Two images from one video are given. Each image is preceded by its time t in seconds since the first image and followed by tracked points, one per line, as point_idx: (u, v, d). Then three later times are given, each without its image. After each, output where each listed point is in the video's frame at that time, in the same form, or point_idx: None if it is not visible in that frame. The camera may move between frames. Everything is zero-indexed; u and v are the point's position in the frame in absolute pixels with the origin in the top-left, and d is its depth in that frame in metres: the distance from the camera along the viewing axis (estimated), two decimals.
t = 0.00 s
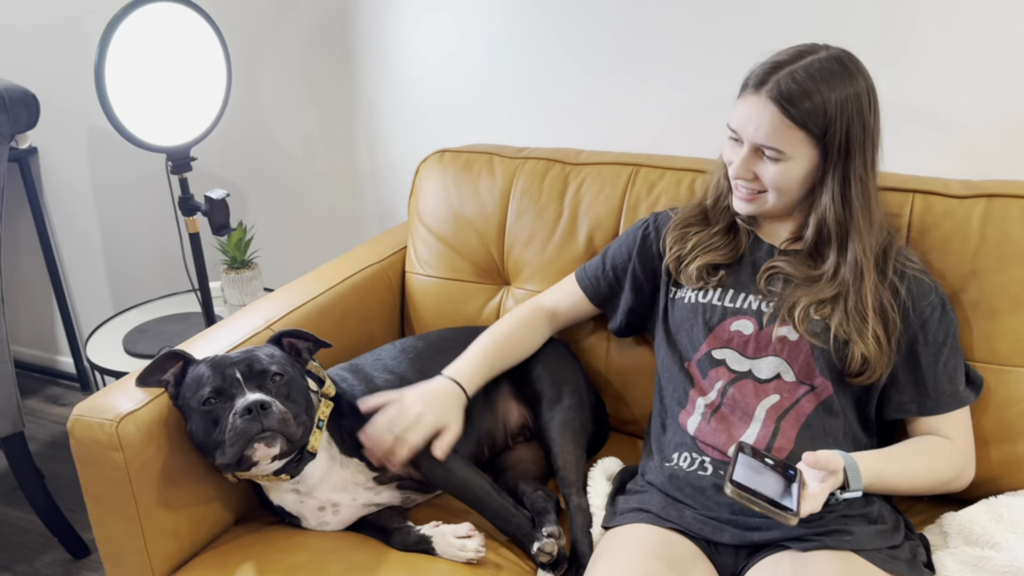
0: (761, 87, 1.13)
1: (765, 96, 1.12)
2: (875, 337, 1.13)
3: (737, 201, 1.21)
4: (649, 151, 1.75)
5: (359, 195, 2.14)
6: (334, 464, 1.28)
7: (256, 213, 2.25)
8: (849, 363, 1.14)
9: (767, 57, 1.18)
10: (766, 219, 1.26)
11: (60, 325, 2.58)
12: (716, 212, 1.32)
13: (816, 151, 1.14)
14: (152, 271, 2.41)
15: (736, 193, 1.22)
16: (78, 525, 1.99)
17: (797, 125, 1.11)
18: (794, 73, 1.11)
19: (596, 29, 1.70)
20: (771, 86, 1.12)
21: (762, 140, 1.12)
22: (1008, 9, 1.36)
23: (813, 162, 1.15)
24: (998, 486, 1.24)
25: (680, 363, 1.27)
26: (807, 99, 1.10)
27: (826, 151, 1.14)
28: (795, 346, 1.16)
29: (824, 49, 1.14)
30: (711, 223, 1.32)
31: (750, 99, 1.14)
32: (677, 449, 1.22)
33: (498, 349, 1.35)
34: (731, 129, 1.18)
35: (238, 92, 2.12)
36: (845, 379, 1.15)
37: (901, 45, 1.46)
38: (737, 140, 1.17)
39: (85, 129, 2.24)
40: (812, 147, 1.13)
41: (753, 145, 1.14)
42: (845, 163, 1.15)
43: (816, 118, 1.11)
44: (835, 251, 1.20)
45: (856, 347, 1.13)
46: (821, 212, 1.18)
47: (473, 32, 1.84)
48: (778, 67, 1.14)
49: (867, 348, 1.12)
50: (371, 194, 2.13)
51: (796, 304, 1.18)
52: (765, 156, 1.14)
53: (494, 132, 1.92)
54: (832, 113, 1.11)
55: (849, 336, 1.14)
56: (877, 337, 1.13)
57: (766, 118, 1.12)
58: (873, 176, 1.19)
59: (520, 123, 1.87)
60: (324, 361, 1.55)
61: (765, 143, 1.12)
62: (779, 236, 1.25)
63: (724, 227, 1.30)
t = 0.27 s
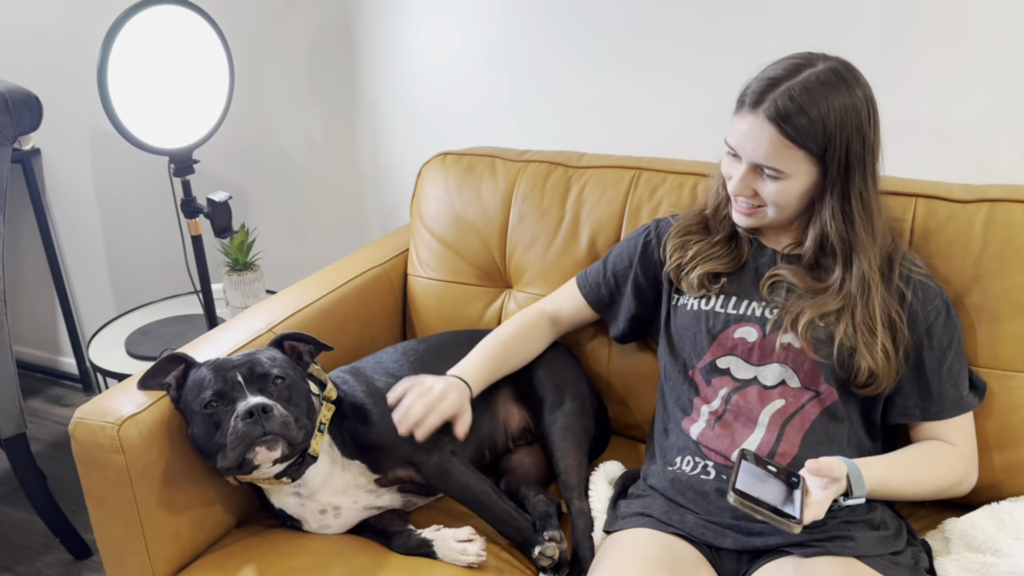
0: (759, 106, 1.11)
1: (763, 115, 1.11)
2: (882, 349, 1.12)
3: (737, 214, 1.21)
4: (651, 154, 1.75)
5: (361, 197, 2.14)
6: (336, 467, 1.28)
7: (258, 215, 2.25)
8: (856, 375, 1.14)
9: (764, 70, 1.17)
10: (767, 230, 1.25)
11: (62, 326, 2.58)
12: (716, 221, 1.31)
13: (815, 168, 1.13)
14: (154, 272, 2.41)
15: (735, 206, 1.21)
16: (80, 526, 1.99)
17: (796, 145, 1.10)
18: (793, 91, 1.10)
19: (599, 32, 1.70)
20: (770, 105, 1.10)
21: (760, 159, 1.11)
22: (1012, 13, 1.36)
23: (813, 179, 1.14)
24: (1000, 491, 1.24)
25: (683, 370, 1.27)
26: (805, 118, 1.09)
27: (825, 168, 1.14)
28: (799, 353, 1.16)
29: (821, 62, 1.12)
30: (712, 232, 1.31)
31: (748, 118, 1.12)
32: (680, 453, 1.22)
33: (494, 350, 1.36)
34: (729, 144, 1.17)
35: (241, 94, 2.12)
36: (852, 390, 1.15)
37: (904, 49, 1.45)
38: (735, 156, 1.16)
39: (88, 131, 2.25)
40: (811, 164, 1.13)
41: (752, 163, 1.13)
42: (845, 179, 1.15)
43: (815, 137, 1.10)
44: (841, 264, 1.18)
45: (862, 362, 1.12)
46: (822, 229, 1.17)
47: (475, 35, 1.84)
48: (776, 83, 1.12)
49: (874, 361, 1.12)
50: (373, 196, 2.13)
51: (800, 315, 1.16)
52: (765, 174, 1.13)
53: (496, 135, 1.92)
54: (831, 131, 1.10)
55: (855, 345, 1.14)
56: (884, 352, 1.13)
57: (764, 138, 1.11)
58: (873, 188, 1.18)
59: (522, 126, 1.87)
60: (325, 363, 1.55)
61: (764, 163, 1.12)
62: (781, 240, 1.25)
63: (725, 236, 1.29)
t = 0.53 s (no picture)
0: (766, 117, 1.09)
1: (770, 128, 1.08)
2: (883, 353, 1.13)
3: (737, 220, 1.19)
4: (653, 151, 1.74)
5: (362, 195, 2.14)
6: (335, 463, 1.28)
7: (259, 212, 2.25)
8: (852, 391, 1.14)
9: (770, 77, 1.14)
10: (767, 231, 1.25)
11: (63, 322, 2.58)
12: (717, 221, 1.31)
13: (819, 181, 1.12)
14: (155, 270, 2.41)
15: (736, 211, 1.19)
16: (80, 522, 1.99)
17: (802, 160, 1.09)
18: (801, 104, 1.08)
19: (602, 28, 1.70)
20: (777, 117, 1.08)
21: (766, 172, 1.10)
22: (1015, 10, 1.35)
23: (817, 191, 1.13)
24: (1002, 490, 1.23)
25: (684, 368, 1.27)
26: (812, 132, 1.08)
27: (830, 181, 1.13)
28: (801, 351, 1.15)
29: (830, 72, 1.10)
30: (712, 233, 1.30)
31: (754, 129, 1.10)
32: (680, 450, 1.21)
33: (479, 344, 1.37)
34: (732, 152, 1.15)
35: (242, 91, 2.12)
36: (848, 403, 1.15)
37: (907, 48, 1.45)
38: (738, 165, 1.14)
39: (90, 127, 2.25)
40: (816, 177, 1.11)
41: (756, 175, 1.11)
42: (851, 193, 1.13)
43: (821, 152, 1.09)
44: (842, 280, 1.16)
45: (860, 381, 1.12)
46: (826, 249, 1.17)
47: (476, 32, 1.84)
48: (783, 95, 1.10)
49: (876, 368, 1.12)
50: (374, 194, 2.13)
51: (801, 330, 1.14)
52: (768, 186, 1.11)
53: (498, 132, 1.91)
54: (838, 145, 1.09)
55: (854, 360, 1.13)
56: (884, 372, 1.12)
57: (770, 151, 1.09)
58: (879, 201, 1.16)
59: (524, 123, 1.87)
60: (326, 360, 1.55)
61: (769, 175, 1.10)
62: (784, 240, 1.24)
63: (726, 237, 1.28)
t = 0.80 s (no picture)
0: (770, 122, 1.09)
1: (775, 133, 1.08)
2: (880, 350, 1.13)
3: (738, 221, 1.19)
4: (652, 150, 1.74)
5: (362, 194, 2.14)
6: (333, 462, 1.28)
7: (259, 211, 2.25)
8: (851, 396, 1.14)
9: (775, 79, 1.13)
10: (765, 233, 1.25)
11: (63, 320, 2.58)
12: (716, 224, 1.30)
13: (823, 185, 1.12)
14: (155, 268, 2.41)
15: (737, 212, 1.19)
16: (79, 520, 1.99)
17: (807, 165, 1.08)
18: (806, 109, 1.07)
19: (602, 28, 1.70)
20: (782, 122, 1.08)
21: (770, 176, 1.09)
22: (1015, 11, 1.35)
23: (821, 196, 1.13)
24: (999, 492, 1.23)
25: (681, 368, 1.27)
26: (818, 137, 1.07)
27: (834, 186, 1.13)
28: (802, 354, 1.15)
29: (836, 77, 1.10)
30: (710, 235, 1.30)
31: (758, 133, 1.10)
32: (678, 450, 1.21)
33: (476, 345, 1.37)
34: (736, 155, 1.14)
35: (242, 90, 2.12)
36: (847, 408, 1.15)
37: (906, 49, 1.45)
38: (742, 169, 1.14)
39: (90, 125, 2.25)
40: (820, 182, 1.11)
41: (759, 179, 1.11)
42: (855, 199, 1.13)
43: (825, 157, 1.09)
44: (842, 285, 1.15)
45: (860, 387, 1.12)
46: (831, 255, 1.17)
47: (476, 32, 1.84)
48: (788, 99, 1.09)
49: (874, 368, 1.12)
50: (374, 193, 2.13)
51: (800, 335, 1.14)
52: (772, 190, 1.11)
53: (498, 132, 1.91)
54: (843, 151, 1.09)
55: (854, 365, 1.13)
56: (883, 378, 1.12)
57: (774, 156, 1.08)
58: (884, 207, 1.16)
59: (523, 123, 1.87)
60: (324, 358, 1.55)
61: (773, 180, 1.10)
62: (782, 243, 1.24)
63: (725, 240, 1.28)
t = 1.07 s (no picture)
0: (779, 116, 1.08)
1: (784, 127, 1.08)
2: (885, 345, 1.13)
3: (744, 215, 1.18)
4: (655, 146, 1.74)
5: (365, 189, 2.14)
6: (336, 455, 1.28)
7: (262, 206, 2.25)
8: (856, 393, 1.14)
9: (784, 74, 1.13)
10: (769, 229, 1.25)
11: (66, 315, 2.58)
12: (722, 219, 1.30)
13: (830, 180, 1.11)
14: (158, 263, 2.41)
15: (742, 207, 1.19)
16: (81, 514, 2.00)
17: (815, 159, 1.08)
18: (815, 104, 1.07)
19: (606, 24, 1.69)
20: (790, 116, 1.07)
21: (778, 171, 1.09)
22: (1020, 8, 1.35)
23: (828, 192, 1.13)
24: (1003, 488, 1.23)
25: (685, 363, 1.27)
26: (826, 132, 1.07)
27: (841, 181, 1.12)
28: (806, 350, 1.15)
29: (844, 72, 1.10)
30: (715, 230, 1.30)
31: (767, 127, 1.09)
32: (681, 446, 1.21)
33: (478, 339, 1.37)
34: (743, 150, 1.14)
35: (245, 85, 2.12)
36: (852, 404, 1.16)
37: (911, 45, 1.45)
38: (749, 163, 1.13)
39: (94, 120, 2.25)
40: (828, 178, 1.11)
41: (767, 173, 1.10)
42: (863, 195, 1.13)
43: (834, 152, 1.09)
44: (848, 282, 1.15)
45: (864, 383, 1.12)
46: (837, 251, 1.17)
47: (480, 28, 1.84)
48: (797, 94, 1.09)
49: (876, 364, 1.12)
50: (377, 188, 2.13)
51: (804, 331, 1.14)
52: (779, 185, 1.11)
53: (501, 128, 1.91)
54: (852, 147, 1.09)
55: (859, 361, 1.13)
56: (888, 373, 1.12)
57: (782, 150, 1.08)
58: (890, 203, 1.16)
59: (527, 119, 1.87)
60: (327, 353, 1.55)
61: (781, 174, 1.09)
62: (787, 239, 1.23)
63: (731, 235, 1.28)
